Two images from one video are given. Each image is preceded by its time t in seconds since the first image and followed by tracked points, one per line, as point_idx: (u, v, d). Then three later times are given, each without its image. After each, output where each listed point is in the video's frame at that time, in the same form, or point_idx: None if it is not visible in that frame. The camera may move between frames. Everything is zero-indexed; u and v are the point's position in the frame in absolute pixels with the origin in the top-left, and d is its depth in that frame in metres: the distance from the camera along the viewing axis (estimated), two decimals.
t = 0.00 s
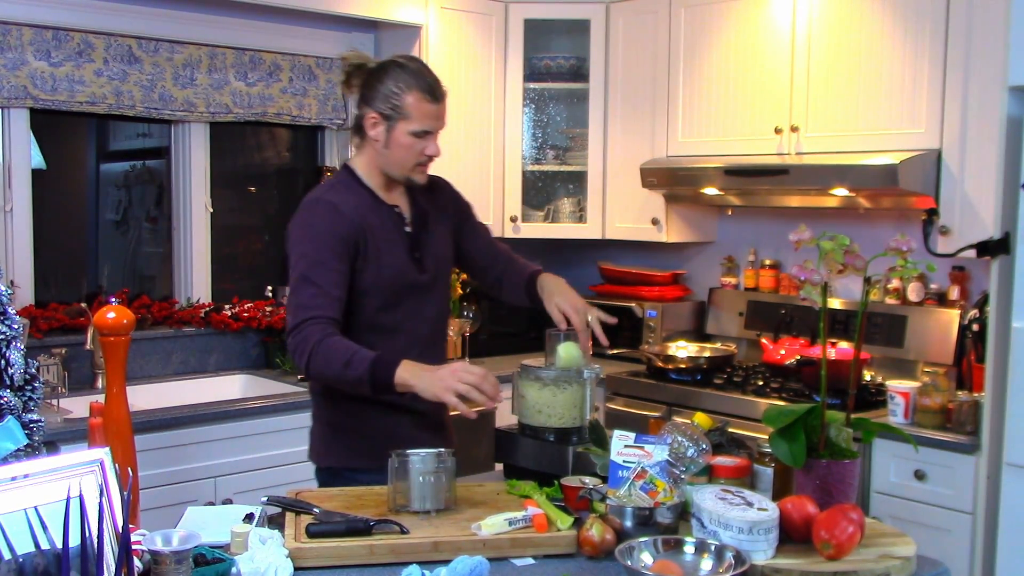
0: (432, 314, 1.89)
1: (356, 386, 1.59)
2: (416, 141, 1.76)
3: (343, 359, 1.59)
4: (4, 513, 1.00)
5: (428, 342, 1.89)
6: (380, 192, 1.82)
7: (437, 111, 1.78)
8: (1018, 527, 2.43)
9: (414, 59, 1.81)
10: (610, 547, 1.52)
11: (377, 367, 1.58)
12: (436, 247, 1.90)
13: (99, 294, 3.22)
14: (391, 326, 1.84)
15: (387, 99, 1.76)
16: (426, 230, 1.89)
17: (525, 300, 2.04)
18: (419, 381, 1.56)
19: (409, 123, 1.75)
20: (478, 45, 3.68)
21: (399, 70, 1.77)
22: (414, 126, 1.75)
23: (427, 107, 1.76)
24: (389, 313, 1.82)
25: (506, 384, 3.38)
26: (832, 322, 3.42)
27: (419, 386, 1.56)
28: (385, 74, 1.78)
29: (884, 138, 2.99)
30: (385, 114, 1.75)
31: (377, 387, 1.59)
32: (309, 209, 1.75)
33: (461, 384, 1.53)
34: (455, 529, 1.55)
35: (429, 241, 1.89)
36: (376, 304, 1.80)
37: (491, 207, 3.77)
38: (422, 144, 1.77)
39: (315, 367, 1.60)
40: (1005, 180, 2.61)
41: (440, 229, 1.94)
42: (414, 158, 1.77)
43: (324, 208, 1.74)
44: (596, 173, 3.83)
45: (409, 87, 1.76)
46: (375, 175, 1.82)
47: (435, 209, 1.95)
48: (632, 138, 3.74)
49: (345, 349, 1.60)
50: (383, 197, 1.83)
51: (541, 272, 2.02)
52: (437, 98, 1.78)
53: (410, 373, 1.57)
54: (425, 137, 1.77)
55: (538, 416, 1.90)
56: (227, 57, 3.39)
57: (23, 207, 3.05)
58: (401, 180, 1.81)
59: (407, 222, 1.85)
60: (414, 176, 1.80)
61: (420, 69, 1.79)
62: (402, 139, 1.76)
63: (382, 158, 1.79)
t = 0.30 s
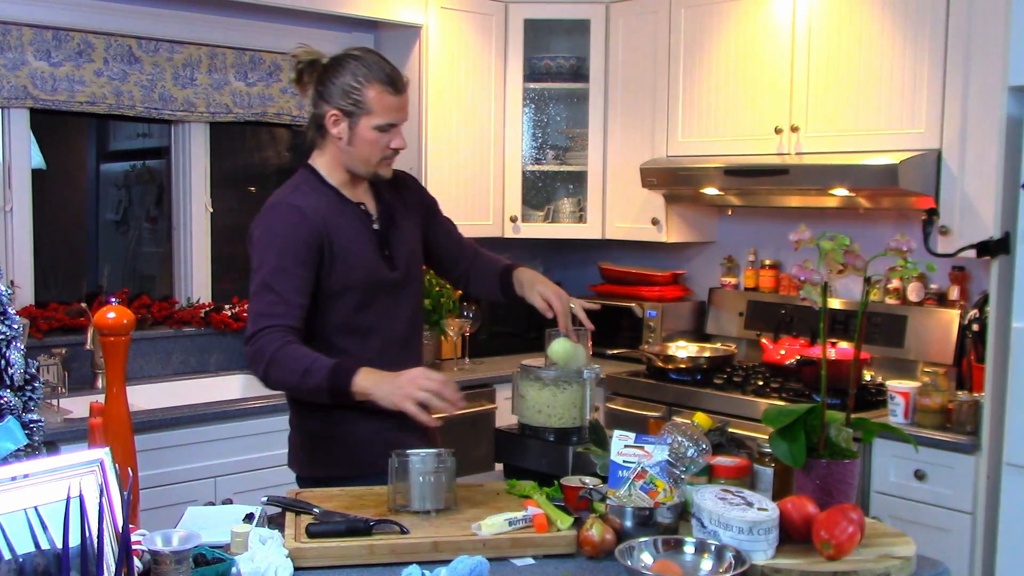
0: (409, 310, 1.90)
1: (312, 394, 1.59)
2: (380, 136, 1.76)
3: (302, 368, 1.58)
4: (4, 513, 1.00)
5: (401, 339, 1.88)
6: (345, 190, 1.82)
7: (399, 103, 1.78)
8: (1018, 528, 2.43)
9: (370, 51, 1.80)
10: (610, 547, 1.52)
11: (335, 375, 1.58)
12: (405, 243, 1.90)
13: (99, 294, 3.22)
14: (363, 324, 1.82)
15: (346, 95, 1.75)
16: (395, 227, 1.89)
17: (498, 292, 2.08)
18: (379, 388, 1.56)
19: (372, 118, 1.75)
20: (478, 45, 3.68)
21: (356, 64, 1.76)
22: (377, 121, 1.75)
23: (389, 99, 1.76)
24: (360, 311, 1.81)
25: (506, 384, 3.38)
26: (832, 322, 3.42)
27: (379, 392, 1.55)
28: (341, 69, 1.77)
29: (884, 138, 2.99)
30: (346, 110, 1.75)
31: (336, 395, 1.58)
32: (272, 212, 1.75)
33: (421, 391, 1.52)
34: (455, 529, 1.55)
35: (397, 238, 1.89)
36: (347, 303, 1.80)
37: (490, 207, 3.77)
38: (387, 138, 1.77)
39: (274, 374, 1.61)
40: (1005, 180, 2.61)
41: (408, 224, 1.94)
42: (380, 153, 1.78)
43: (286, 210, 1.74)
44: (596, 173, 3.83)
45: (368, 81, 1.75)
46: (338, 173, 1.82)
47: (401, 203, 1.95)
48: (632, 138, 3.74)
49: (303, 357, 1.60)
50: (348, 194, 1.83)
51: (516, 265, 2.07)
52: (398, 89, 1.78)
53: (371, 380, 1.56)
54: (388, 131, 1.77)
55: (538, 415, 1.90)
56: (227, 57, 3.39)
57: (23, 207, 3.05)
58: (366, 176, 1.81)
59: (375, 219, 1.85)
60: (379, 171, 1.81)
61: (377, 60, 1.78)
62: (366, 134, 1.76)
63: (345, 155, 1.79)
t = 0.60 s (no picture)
0: (398, 309, 1.90)
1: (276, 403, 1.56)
2: (364, 137, 1.76)
3: (266, 373, 1.56)
4: (4, 513, 1.00)
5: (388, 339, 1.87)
6: (328, 191, 1.83)
7: (383, 104, 1.77)
8: (1018, 527, 2.43)
9: (352, 52, 1.79)
10: (610, 547, 1.52)
11: (295, 385, 1.54)
12: (391, 244, 1.89)
13: (98, 294, 3.22)
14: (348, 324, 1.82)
15: (330, 97, 1.74)
16: (381, 227, 1.89)
17: (486, 293, 2.08)
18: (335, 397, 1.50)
19: (355, 120, 1.74)
20: (478, 45, 3.68)
21: (338, 65, 1.76)
22: (361, 123, 1.75)
23: (372, 100, 1.75)
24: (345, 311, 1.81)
25: (506, 384, 3.38)
26: (832, 322, 3.42)
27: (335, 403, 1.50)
28: (323, 70, 1.76)
29: (884, 138, 2.99)
30: (330, 112, 1.74)
31: (296, 405, 1.55)
32: (252, 214, 1.76)
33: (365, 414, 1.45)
34: (455, 529, 1.55)
35: (383, 238, 1.88)
36: (331, 304, 1.80)
37: (490, 208, 3.77)
38: (371, 139, 1.76)
39: (240, 377, 1.59)
40: (1005, 180, 2.61)
41: (397, 225, 1.94)
42: (365, 154, 1.78)
43: (265, 213, 1.75)
44: (596, 173, 3.83)
45: (351, 82, 1.75)
46: (322, 175, 1.82)
47: (389, 204, 1.95)
48: (632, 138, 3.74)
49: (270, 363, 1.57)
50: (332, 195, 1.83)
51: (507, 266, 2.05)
52: (381, 89, 1.77)
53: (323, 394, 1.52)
54: (373, 131, 1.77)
55: (538, 416, 1.90)
56: (227, 57, 3.39)
57: (23, 207, 3.05)
58: (351, 177, 1.81)
59: (360, 220, 1.85)
60: (365, 172, 1.81)
61: (359, 61, 1.77)
62: (349, 135, 1.75)
63: (329, 157, 1.79)
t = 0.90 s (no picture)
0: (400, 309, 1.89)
1: (305, 405, 1.55)
2: (356, 139, 1.73)
3: (300, 376, 1.55)
4: (4, 513, 1.00)
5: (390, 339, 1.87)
6: (332, 191, 1.82)
7: (380, 108, 1.73)
8: (1018, 527, 2.43)
9: (358, 53, 1.76)
10: (610, 547, 1.52)
11: (333, 393, 1.53)
12: (395, 244, 1.90)
13: (99, 294, 3.22)
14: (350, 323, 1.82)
15: (326, 95, 1.73)
16: (385, 227, 1.89)
17: (485, 295, 2.09)
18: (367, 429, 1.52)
19: (348, 120, 1.72)
20: (478, 45, 3.68)
21: (340, 65, 1.73)
22: (354, 123, 1.72)
23: (367, 103, 1.71)
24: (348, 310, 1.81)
25: (506, 384, 3.38)
26: (832, 322, 3.42)
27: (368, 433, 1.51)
28: (326, 69, 1.74)
29: (884, 138, 2.99)
30: (324, 110, 1.73)
31: (327, 411, 1.54)
32: (259, 213, 1.75)
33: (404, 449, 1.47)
34: (455, 529, 1.55)
35: (387, 238, 1.89)
36: (333, 303, 1.80)
37: (491, 208, 3.77)
38: (362, 142, 1.73)
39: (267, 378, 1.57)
40: (1005, 180, 2.61)
41: (400, 226, 1.93)
42: (355, 156, 1.74)
43: (273, 211, 1.74)
44: (596, 173, 3.83)
45: (348, 83, 1.72)
46: (323, 174, 1.81)
47: (392, 205, 1.95)
48: (632, 138, 3.74)
49: (300, 365, 1.56)
50: (336, 194, 1.82)
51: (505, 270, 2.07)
52: (380, 94, 1.73)
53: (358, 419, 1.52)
54: (365, 135, 1.73)
55: (538, 416, 1.90)
56: (227, 57, 3.39)
57: (23, 207, 3.05)
58: (344, 178, 1.78)
59: (363, 220, 1.85)
60: (357, 174, 1.76)
61: (361, 62, 1.74)
62: (341, 135, 1.73)
63: (325, 154, 1.77)
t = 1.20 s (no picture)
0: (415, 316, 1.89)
1: (327, 365, 1.54)
2: (395, 141, 1.75)
3: (313, 340, 1.54)
4: (4, 513, 1.00)
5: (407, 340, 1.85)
6: (363, 192, 1.81)
7: (419, 113, 1.76)
8: (1018, 527, 2.43)
9: (397, 60, 1.79)
10: (610, 547, 1.52)
11: (347, 343, 1.53)
12: (419, 248, 1.90)
13: (98, 294, 3.22)
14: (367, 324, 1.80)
15: (367, 99, 1.74)
16: (410, 231, 1.89)
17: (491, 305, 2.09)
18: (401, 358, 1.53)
19: (389, 123, 1.73)
20: (478, 45, 3.68)
21: (381, 70, 1.76)
22: (393, 126, 1.74)
23: (407, 108, 1.74)
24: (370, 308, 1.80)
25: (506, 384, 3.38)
26: (832, 322, 3.42)
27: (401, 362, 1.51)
28: (367, 74, 1.76)
29: (884, 138, 2.99)
30: (365, 113, 1.74)
31: (351, 364, 1.53)
32: (292, 206, 1.73)
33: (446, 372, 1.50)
34: (455, 529, 1.55)
35: (412, 242, 1.89)
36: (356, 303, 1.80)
37: (491, 208, 3.77)
38: (401, 145, 1.75)
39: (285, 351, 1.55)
40: (1005, 180, 2.61)
41: (422, 228, 1.94)
42: (393, 159, 1.76)
43: (305, 206, 1.72)
44: (595, 173, 3.83)
45: (390, 88, 1.75)
46: (355, 175, 1.80)
47: (417, 208, 1.95)
48: (632, 138, 3.74)
49: (315, 331, 1.55)
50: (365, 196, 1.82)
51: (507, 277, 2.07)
52: (420, 100, 1.77)
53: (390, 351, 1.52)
54: (404, 138, 1.75)
55: (538, 415, 1.90)
56: (227, 57, 3.39)
57: (23, 207, 3.05)
58: (379, 179, 1.79)
59: (389, 222, 1.85)
60: (393, 176, 1.78)
61: (403, 69, 1.78)
62: (381, 138, 1.74)
63: (360, 156, 1.77)
